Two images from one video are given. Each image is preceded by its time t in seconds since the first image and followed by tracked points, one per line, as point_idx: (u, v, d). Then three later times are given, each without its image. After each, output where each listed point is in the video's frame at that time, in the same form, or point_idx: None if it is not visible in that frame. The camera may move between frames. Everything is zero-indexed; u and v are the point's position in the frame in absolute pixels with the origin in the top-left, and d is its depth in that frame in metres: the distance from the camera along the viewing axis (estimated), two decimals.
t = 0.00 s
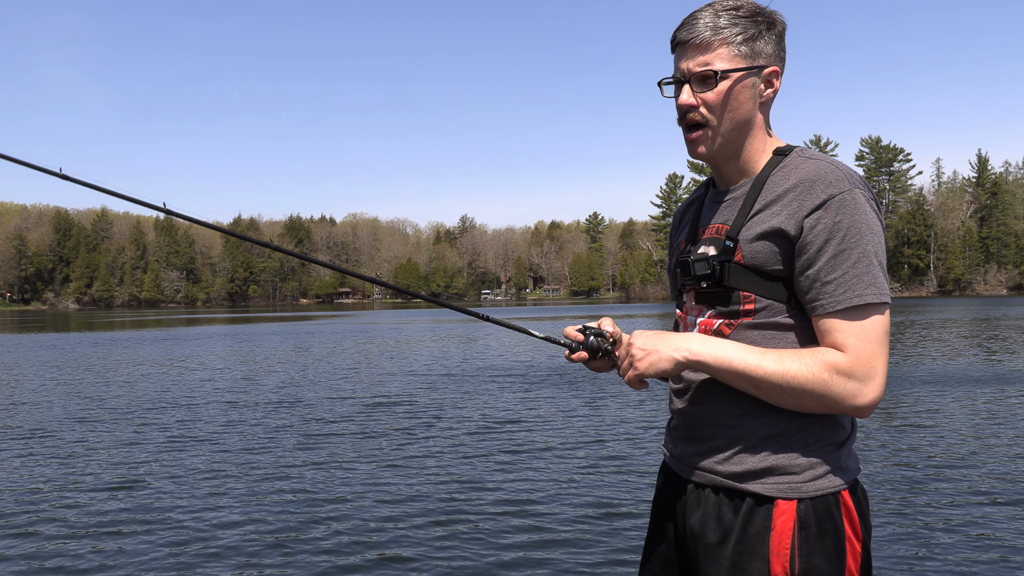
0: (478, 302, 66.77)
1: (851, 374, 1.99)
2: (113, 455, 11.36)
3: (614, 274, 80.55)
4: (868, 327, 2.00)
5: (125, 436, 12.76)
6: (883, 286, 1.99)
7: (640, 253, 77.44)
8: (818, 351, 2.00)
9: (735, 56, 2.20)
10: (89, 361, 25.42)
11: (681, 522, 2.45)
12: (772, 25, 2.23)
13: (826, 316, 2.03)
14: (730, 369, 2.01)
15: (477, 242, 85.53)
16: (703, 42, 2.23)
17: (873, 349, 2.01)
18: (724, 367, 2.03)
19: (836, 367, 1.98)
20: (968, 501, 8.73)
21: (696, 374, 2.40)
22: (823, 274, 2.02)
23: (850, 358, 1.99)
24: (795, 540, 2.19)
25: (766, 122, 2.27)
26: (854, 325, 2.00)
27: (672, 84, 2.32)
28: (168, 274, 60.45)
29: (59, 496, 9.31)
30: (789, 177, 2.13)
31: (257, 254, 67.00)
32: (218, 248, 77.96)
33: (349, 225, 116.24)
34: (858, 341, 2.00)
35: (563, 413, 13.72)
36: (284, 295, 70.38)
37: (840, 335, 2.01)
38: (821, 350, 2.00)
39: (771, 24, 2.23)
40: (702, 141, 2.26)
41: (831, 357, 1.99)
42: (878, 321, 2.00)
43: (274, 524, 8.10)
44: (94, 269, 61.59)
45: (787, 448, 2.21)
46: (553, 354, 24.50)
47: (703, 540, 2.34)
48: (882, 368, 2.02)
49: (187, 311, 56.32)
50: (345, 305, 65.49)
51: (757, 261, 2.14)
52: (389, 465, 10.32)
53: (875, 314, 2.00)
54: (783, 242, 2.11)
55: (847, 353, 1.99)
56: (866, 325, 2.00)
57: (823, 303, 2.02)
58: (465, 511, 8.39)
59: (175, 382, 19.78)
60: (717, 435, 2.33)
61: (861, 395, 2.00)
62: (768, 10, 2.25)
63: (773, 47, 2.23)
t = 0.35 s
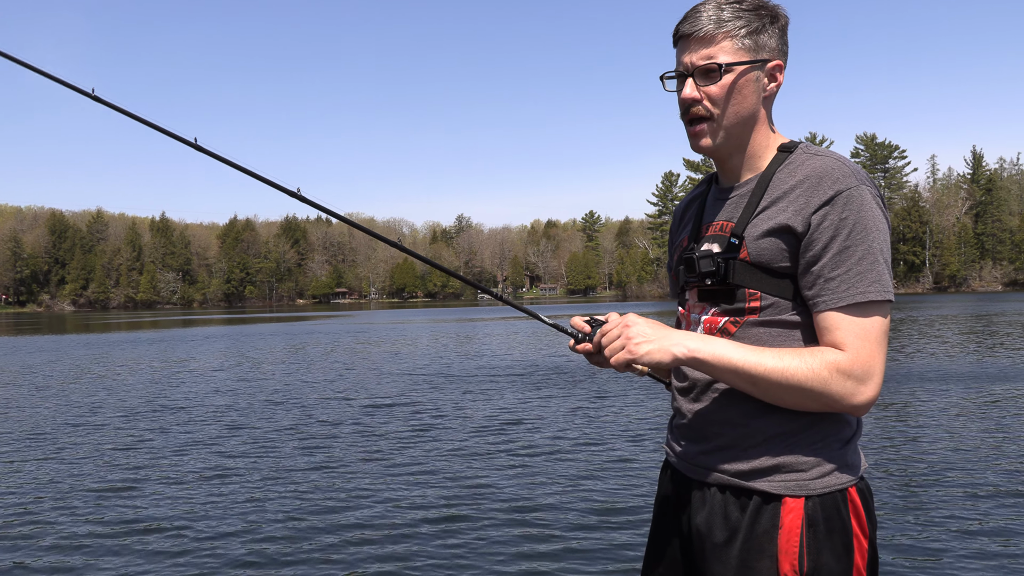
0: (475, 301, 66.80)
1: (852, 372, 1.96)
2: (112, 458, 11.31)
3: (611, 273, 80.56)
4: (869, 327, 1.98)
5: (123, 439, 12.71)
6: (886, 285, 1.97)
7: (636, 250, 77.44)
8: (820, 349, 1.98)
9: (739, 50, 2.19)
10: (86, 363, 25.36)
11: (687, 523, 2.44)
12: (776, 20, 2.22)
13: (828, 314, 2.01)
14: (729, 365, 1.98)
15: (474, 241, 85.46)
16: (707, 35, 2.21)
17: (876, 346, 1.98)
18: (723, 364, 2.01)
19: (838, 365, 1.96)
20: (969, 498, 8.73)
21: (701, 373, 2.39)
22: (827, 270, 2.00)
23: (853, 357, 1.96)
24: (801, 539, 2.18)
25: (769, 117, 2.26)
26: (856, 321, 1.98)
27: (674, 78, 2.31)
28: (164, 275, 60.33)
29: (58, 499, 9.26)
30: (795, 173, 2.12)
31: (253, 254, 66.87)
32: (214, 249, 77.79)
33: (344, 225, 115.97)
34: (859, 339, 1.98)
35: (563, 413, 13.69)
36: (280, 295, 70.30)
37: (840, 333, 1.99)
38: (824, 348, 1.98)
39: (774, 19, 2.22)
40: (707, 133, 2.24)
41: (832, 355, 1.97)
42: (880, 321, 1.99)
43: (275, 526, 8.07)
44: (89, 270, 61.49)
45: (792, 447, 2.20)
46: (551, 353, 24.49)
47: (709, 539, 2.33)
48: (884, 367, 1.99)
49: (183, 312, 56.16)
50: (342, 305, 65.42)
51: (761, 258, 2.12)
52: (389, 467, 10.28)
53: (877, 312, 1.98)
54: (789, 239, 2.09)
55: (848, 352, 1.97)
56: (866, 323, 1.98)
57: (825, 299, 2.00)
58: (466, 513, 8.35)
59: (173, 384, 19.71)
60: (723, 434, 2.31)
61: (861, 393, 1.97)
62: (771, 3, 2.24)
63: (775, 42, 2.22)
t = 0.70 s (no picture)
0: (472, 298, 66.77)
1: (866, 369, 1.92)
2: (109, 455, 11.25)
3: (608, 271, 80.60)
4: (881, 324, 1.94)
5: (120, 435, 12.64)
6: (900, 282, 1.93)
7: (633, 249, 77.45)
8: (832, 347, 1.94)
9: (752, 44, 2.16)
10: (83, 359, 25.32)
11: (693, 523, 2.40)
12: (785, 16, 2.19)
13: (841, 311, 1.97)
14: (741, 361, 1.93)
15: (471, 239, 85.42)
16: (719, 31, 2.17)
17: (887, 344, 1.95)
18: (735, 360, 1.96)
19: (852, 363, 1.92)
20: (970, 498, 8.72)
21: (708, 371, 2.35)
22: (840, 268, 1.97)
23: (865, 355, 1.92)
24: (812, 539, 2.14)
25: (779, 114, 2.23)
26: (869, 319, 1.94)
27: (683, 75, 2.28)
28: (161, 271, 60.24)
29: (55, 495, 9.20)
30: (807, 170, 2.08)
31: (250, 250, 66.81)
32: (212, 245, 77.58)
33: (342, 221, 115.87)
34: (872, 337, 1.94)
35: (562, 412, 13.66)
36: (277, 292, 70.24)
37: (852, 331, 1.95)
38: (836, 346, 1.94)
39: (783, 15, 2.19)
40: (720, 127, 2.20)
41: (844, 353, 1.93)
42: (892, 319, 1.95)
43: (274, 523, 8.03)
44: (86, 266, 61.47)
45: (805, 448, 2.17)
46: (549, 352, 24.46)
47: (717, 540, 2.29)
48: (895, 364, 1.96)
49: (180, 307, 56.06)
50: (339, 302, 65.39)
51: (774, 255, 2.08)
52: (388, 464, 10.24)
53: (889, 309, 1.94)
54: (802, 237, 2.06)
55: (860, 350, 1.93)
56: (877, 321, 1.94)
57: (839, 296, 1.97)
58: (465, 511, 8.32)
59: (170, 380, 19.65)
60: (731, 432, 2.28)
61: (873, 392, 1.93)
62: None
63: (785, 37, 2.19)
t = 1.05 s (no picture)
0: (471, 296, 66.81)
1: (877, 369, 1.89)
2: (107, 452, 11.19)
3: (607, 269, 80.66)
4: (892, 324, 1.91)
5: (119, 432, 12.59)
6: (911, 282, 1.89)
7: (632, 247, 77.33)
8: (842, 348, 1.90)
9: (757, 42, 2.12)
10: (81, 356, 25.28)
11: (699, 526, 2.37)
12: (787, 12, 2.15)
13: (849, 312, 1.94)
14: (750, 363, 1.90)
15: (470, 237, 85.31)
16: (723, 29, 2.14)
17: (899, 345, 1.91)
18: (745, 363, 1.93)
19: (863, 363, 1.88)
20: (973, 498, 8.69)
21: (716, 373, 2.32)
22: (849, 268, 1.93)
23: (876, 355, 1.88)
24: (822, 544, 2.11)
25: (784, 112, 2.19)
26: (880, 319, 1.91)
27: (687, 73, 2.24)
28: (159, 267, 60.21)
29: (53, 493, 9.14)
30: (815, 169, 2.04)
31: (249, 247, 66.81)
32: (210, 241, 77.34)
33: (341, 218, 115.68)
34: (882, 338, 1.90)
35: (561, 410, 13.61)
36: (276, 289, 70.24)
37: (861, 333, 1.91)
38: (847, 346, 1.90)
39: (786, 13, 2.15)
40: (726, 128, 2.17)
41: (855, 354, 1.89)
42: (902, 318, 1.91)
43: (274, 521, 8.00)
44: (84, 262, 61.50)
45: (814, 451, 2.13)
46: (548, 350, 24.43)
47: (724, 544, 2.26)
48: (907, 365, 1.92)
49: (178, 304, 55.92)
50: (337, 300, 65.31)
51: (784, 256, 2.04)
52: (387, 463, 10.20)
53: (900, 310, 1.91)
54: (812, 236, 2.02)
55: (870, 350, 1.90)
56: (888, 320, 1.90)
57: (847, 297, 1.93)
58: (467, 510, 8.28)
59: (168, 377, 19.57)
60: (739, 434, 2.25)
61: (885, 393, 1.89)
62: None
63: (791, 34, 2.16)
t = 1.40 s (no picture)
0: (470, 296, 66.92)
1: (866, 376, 1.88)
2: (107, 453, 11.17)
3: (605, 270, 80.72)
4: (885, 329, 1.89)
5: (119, 433, 12.57)
6: (904, 287, 1.88)
7: (631, 248, 77.40)
8: (831, 352, 1.89)
9: (755, 44, 2.11)
10: (81, 355, 25.29)
11: (696, 529, 2.36)
12: (786, 14, 2.14)
13: (841, 315, 1.93)
14: (738, 366, 1.90)
15: (468, 237, 85.30)
16: (721, 31, 2.14)
17: (890, 351, 1.90)
18: (730, 365, 1.93)
19: (850, 369, 1.88)
20: (975, 499, 8.68)
21: (713, 376, 2.32)
22: (842, 271, 1.93)
23: (865, 360, 1.88)
24: (818, 549, 2.10)
25: (784, 114, 2.18)
26: (872, 323, 1.89)
27: (688, 75, 2.24)
28: (158, 267, 60.30)
29: (54, 494, 9.13)
30: (813, 173, 2.04)
31: (248, 247, 66.92)
32: (208, 241, 77.28)
33: (339, 218, 115.56)
34: (874, 343, 1.89)
35: (562, 413, 13.59)
36: (274, 289, 70.32)
37: (853, 337, 1.90)
38: (834, 351, 1.90)
39: (786, 14, 2.15)
40: (721, 131, 2.17)
41: (842, 358, 1.89)
42: (896, 323, 1.89)
43: (275, 524, 7.98)
44: (82, 261, 61.59)
45: (809, 456, 2.13)
46: (548, 351, 24.39)
47: (721, 548, 2.26)
48: (898, 371, 1.91)
49: (176, 304, 55.84)
50: (336, 300, 65.29)
51: (779, 260, 2.04)
52: (388, 465, 10.17)
53: (891, 315, 1.89)
54: (807, 240, 2.01)
55: (860, 355, 1.89)
56: (880, 324, 1.89)
57: (839, 300, 1.93)
58: (467, 513, 8.26)
59: (166, 378, 19.55)
60: (735, 437, 2.24)
61: (872, 399, 1.89)
62: None
63: (791, 35, 2.14)
